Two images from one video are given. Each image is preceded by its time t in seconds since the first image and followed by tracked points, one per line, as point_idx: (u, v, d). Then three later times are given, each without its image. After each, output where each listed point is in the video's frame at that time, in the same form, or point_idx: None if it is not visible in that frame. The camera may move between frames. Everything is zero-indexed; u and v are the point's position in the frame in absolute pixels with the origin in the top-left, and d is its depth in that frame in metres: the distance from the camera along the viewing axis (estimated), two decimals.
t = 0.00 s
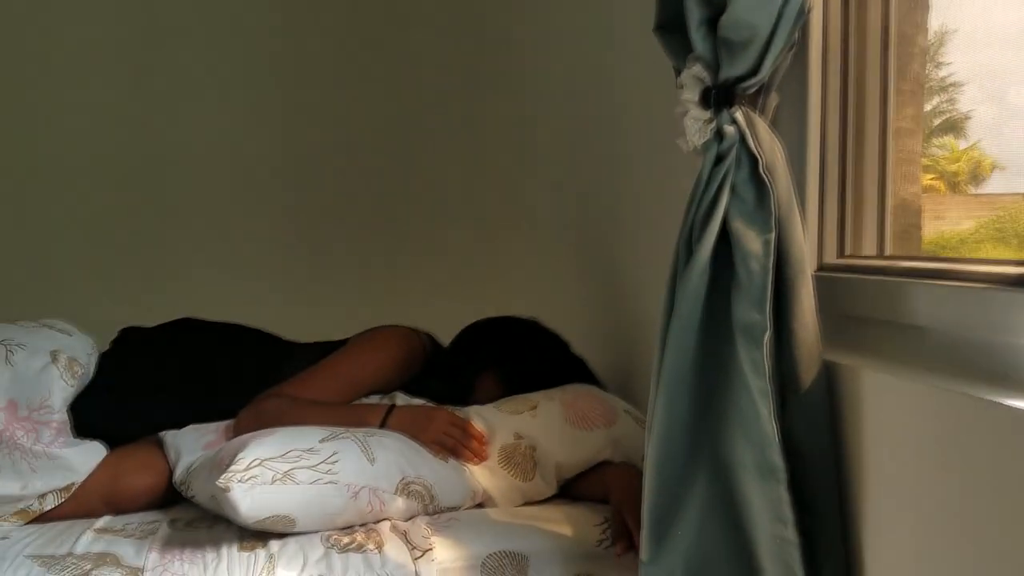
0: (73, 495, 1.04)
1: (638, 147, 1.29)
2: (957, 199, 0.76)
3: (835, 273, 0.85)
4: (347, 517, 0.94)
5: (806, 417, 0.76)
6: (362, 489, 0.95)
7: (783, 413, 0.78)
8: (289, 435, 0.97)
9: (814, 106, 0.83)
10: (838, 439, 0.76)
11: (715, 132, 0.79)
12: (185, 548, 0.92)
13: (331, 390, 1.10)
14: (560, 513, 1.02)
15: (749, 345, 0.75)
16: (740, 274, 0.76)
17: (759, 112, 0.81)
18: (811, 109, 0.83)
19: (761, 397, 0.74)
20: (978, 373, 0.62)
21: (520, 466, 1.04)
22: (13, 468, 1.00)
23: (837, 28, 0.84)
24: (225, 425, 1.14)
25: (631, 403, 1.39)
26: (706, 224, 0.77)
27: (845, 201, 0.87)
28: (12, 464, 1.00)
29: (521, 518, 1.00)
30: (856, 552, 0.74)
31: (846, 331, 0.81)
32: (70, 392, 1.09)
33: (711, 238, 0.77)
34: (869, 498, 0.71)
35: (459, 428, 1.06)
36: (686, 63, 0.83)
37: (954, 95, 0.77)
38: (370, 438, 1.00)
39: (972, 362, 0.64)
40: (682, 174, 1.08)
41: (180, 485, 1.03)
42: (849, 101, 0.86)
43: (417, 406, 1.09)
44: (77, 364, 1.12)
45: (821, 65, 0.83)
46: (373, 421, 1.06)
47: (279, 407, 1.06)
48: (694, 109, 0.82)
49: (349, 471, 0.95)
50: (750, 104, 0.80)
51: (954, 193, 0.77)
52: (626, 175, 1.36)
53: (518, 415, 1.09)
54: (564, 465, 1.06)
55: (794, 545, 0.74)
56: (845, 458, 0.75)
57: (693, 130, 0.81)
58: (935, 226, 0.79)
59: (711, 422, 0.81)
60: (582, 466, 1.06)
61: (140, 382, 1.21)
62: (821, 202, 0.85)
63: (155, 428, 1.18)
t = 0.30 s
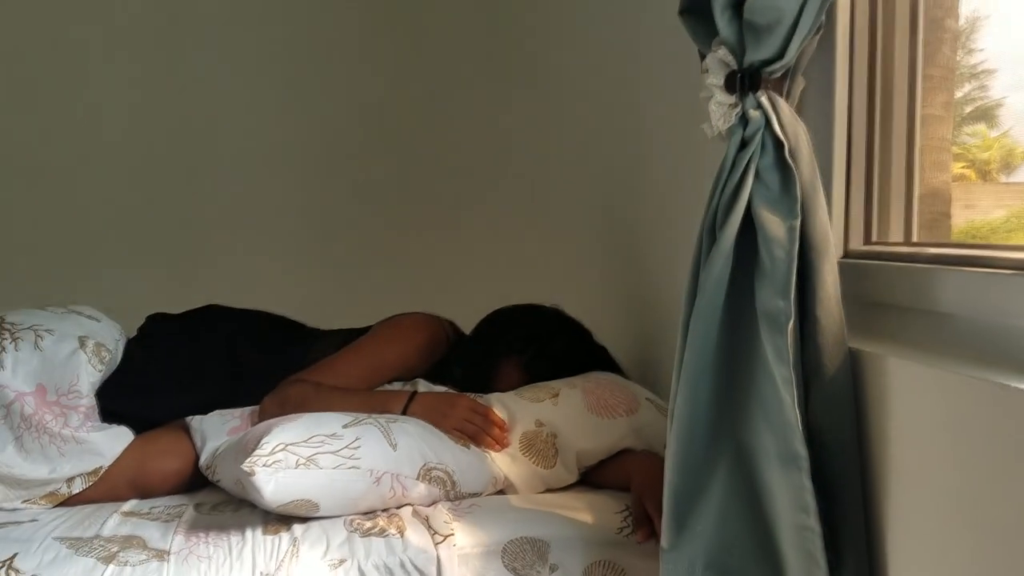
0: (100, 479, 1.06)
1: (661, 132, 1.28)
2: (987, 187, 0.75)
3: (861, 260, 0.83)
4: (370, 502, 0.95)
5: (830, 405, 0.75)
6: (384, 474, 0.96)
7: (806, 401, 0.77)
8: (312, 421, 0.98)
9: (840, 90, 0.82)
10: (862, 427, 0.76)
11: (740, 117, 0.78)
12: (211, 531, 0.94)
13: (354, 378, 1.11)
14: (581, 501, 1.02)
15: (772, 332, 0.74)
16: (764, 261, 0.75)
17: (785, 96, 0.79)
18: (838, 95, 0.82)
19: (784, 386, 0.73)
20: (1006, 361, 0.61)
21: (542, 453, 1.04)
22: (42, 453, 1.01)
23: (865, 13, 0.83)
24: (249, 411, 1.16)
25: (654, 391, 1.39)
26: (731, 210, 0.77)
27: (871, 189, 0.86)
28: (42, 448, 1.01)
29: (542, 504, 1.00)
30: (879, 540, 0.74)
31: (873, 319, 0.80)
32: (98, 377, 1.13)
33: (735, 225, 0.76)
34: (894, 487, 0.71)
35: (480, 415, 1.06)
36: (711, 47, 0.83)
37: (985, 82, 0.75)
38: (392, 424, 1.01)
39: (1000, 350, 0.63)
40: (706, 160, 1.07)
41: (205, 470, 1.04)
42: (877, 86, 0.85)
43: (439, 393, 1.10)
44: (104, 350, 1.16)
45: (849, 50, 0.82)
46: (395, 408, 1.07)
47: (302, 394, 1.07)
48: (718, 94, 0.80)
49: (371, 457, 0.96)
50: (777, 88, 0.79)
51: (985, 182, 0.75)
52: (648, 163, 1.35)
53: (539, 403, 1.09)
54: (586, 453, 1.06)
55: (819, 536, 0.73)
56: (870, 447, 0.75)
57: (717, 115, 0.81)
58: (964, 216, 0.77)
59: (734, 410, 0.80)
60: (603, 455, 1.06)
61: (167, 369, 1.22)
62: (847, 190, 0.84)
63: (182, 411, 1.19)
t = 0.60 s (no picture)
0: (119, 467, 1.07)
1: (676, 122, 1.28)
2: (1013, 178, 0.73)
3: (879, 250, 0.82)
4: (385, 490, 0.96)
5: (847, 396, 0.75)
6: (399, 463, 0.96)
7: (822, 392, 0.77)
8: (328, 410, 0.99)
9: (860, 78, 0.81)
10: (879, 417, 0.76)
11: (757, 105, 0.78)
12: (228, 518, 0.95)
13: (369, 368, 1.11)
14: (596, 491, 1.02)
15: (789, 322, 0.74)
16: (780, 251, 0.74)
17: (804, 85, 0.79)
18: (857, 84, 0.81)
19: (801, 375, 0.73)
20: None
21: (557, 443, 1.04)
22: (62, 440, 1.03)
23: None
24: (266, 400, 1.16)
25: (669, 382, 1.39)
26: (747, 199, 0.76)
27: (891, 179, 0.85)
28: (62, 436, 1.03)
29: (557, 494, 1.00)
30: (895, 530, 0.74)
31: (892, 310, 0.79)
32: (117, 367, 1.13)
33: (751, 214, 0.75)
34: (911, 479, 0.70)
35: (495, 405, 1.06)
36: (728, 35, 0.82)
37: (1010, 72, 0.73)
38: (407, 414, 1.01)
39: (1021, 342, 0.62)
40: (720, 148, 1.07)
41: (223, 458, 1.05)
42: (895, 75, 0.84)
43: (454, 383, 1.10)
44: (124, 339, 1.16)
45: (869, 39, 0.81)
46: (411, 398, 1.08)
47: (318, 382, 1.07)
48: (735, 82, 0.80)
49: (386, 446, 0.96)
50: (795, 76, 0.79)
51: (1011, 173, 0.73)
52: (664, 153, 1.35)
53: (554, 393, 1.09)
54: (600, 443, 1.05)
55: (833, 526, 0.73)
56: (886, 437, 0.74)
57: (734, 103, 0.80)
58: (988, 208, 0.75)
59: (748, 400, 0.80)
60: (619, 445, 1.06)
61: (186, 358, 1.23)
62: (867, 179, 0.83)
63: (200, 400, 1.20)
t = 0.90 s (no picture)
0: (139, 455, 1.08)
1: (696, 111, 1.27)
2: None
3: (901, 240, 0.81)
4: (403, 480, 0.96)
5: (869, 388, 0.74)
6: (417, 453, 0.97)
7: (841, 383, 0.76)
8: (346, 400, 0.99)
9: (882, 68, 0.80)
10: (899, 408, 0.75)
11: (778, 94, 0.77)
12: (247, 506, 0.96)
13: (386, 356, 1.12)
14: (613, 482, 1.02)
15: (809, 313, 0.74)
16: (800, 241, 0.74)
17: (824, 73, 0.78)
18: (878, 73, 0.80)
19: (821, 366, 0.73)
20: None
21: (574, 433, 1.04)
22: (83, 428, 1.04)
23: None
24: (284, 389, 1.17)
25: (688, 372, 1.38)
26: (767, 189, 0.75)
27: (913, 169, 0.84)
28: (83, 424, 1.05)
29: (574, 485, 1.00)
30: (916, 521, 0.73)
31: (914, 301, 0.79)
32: (137, 356, 1.14)
33: (772, 204, 0.75)
34: (932, 471, 0.70)
35: (512, 396, 1.07)
36: (749, 23, 0.81)
37: None
38: (424, 404, 1.02)
39: None
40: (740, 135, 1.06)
41: (242, 446, 1.06)
42: (918, 62, 0.82)
43: (471, 373, 1.11)
44: (143, 328, 1.17)
45: (890, 27, 0.80)
46: (428, 387, 1.08)
47: (336, 371, 1.08)
48: (755, 70, 0.79)
49: (404, 435, 0.97)
50: (816, 64, 0.78)
51: None
52: (683, 142, 1.34)
53: (571, 384, 1.10)
54: (618, 434, 1.05)
55: (851, 516, 0.73)
56: (908, 428, 0.74)
57: (754, 92, 0.79)
58: (1011, 200, 0.74)
59: (767, 391, 0.80)
60: (636, 437, 1.06)
61: (206, 347, 1.24)
62: (888, 168, 0.82)
63: (219, 390, 1.21)
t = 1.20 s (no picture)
0: (162, 444, 1.09)
1: (718, 102, 1.26)
2: None
3: (926, 232, 0.81)
4: (422, 471, 0.97)
5: (893, 380, 0.74)
6: (437, 444, 0.97)
7: (865, 376, 0.76)
8: (366, 391, 1.00)
9: (906, 58, 0.79)
10: (923, 402, 0.75)
11: (802, 85, 0.76)
12: (269, 496, 0.97)
13: (406, 348, 1.12)
14: (632, 475, 1.02)
15: (833, 305, 0.73)
16: (824, 233, 0.73)
17: (849, 64, 0.78)
18: (903, 62, 0.79)
19: (845, 358, 0.73)
20: None
21: (594, 426, 1.04)
22: (107, 418, 1.06)
23: None
24: (305, 380, 1.18)
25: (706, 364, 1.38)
26: (791, 180, 0.75)
27: (938, 160, 0.83)
28: (106, 414, 1.06)
29: (593, 477, 1.00)
30: (938, 515, 0.73)
31: (939, 293, 0.78)
32: (160, 346, 1.15)
33: (795, 196, 0.74)
34: (955, 464, 0.70)
35: (531, 387, 1.07)
36: (772, 13, 0.81)
37: None
38: (444, 396, 1.02)
39: None
40: (763, 124, 1.06)
41: (264, 437, 1.07)
42: (944, 53, 0.81)
43: (491, 365, 1.11)
44: (167, 319, 1.17)
45: (914, 17, 0.79)
46: (448, 379, 1.09)
47: (357, 364, 1.09)
48: (780, 61, 0.79)
49: (423, 427, 0.97)
50: (840, 55, 0.77)
51: None
52: (704, 134, 1.34)
53: (590, 376, 1.10)
54: (637, 427, 1.05)
55: (874, 509, 0.73)
56: (931, 421, 0.74)
57: (779, 83, 0.78)
58: None
59: (789, 384, 0.79)
60: (656, 430, 1.05)
61: (227, 339, 1.25)
62: (913, 161, 0.81)
63: (242, 379, 1.22)
